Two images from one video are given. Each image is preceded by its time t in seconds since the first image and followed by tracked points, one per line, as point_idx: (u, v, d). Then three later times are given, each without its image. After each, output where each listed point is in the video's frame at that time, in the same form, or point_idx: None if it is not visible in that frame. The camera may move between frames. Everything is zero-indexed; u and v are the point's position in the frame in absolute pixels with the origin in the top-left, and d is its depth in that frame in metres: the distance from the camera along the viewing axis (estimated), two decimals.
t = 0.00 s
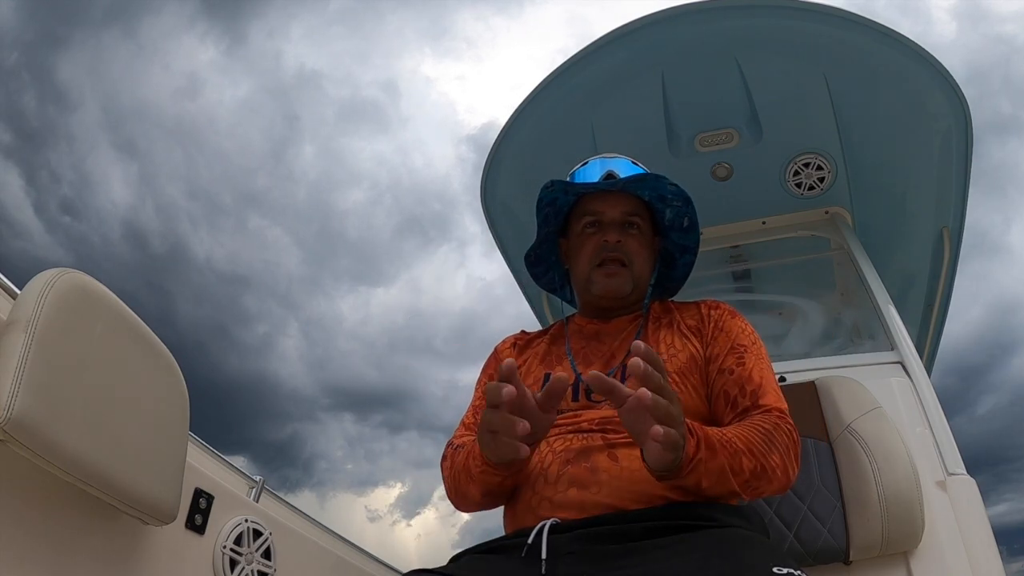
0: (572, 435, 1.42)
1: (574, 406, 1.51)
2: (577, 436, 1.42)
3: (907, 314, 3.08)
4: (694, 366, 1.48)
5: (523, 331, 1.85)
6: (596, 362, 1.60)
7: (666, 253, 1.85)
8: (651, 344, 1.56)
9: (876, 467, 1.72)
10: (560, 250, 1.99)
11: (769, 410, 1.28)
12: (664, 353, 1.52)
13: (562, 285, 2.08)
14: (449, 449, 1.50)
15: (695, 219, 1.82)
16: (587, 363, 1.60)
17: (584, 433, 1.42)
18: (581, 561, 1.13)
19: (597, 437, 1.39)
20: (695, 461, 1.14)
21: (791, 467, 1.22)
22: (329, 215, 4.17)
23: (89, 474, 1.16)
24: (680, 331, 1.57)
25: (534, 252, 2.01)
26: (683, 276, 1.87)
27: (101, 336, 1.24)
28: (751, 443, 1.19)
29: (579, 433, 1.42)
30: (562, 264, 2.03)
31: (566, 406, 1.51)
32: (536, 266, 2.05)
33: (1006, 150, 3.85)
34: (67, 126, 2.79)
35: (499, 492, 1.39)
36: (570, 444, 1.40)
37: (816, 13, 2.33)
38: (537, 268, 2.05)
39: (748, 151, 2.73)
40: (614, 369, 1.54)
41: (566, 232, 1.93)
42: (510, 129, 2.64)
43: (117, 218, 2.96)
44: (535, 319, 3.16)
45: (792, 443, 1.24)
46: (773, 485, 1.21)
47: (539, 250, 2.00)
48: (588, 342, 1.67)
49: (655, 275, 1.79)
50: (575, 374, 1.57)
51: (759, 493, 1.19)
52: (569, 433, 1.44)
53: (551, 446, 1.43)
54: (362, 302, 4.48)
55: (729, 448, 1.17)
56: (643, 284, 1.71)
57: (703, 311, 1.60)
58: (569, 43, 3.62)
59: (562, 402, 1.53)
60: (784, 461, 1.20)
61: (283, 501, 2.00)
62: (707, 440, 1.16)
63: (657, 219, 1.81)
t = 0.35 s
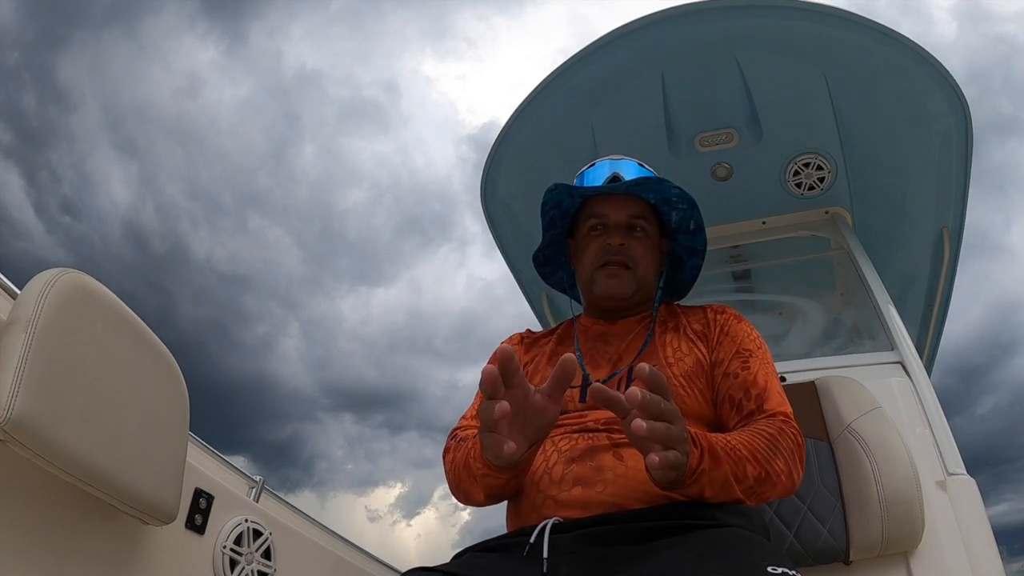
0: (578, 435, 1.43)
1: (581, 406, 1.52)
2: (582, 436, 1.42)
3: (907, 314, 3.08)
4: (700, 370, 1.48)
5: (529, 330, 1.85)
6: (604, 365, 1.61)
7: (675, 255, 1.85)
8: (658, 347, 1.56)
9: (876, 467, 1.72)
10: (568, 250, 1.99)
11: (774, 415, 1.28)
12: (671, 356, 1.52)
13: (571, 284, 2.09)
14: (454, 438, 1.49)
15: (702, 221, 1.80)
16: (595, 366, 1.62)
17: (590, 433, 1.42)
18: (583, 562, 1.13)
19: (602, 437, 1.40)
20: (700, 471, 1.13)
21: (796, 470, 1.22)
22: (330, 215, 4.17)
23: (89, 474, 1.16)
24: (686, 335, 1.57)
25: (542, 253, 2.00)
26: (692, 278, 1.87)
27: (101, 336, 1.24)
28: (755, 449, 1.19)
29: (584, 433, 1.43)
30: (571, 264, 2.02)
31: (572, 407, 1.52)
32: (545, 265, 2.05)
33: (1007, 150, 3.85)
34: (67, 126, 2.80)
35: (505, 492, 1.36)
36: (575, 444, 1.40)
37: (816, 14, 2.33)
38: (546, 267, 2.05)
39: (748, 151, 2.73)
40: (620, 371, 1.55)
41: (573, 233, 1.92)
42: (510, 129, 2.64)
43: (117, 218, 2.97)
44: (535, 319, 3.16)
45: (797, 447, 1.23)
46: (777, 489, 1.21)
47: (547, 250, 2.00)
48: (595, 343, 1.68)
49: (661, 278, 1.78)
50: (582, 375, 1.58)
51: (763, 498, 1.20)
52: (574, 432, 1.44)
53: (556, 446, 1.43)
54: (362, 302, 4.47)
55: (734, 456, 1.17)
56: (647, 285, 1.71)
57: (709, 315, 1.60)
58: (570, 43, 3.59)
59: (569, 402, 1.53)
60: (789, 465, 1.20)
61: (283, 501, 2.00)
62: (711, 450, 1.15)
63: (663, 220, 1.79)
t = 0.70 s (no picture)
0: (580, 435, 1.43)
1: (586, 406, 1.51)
2: (586, 436, 1.42)
3: (907, 314, 3.07)
4: (707, 372, 1.48)
5: (537, 331, 1.85)
6: (610, 364, 1.59)
7: (681, 252, 1.82)
8: (666, 348, 1.55)
9: (875, 467, 1.72)
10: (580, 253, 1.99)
11: (784, 418, 1.28)
12: (678, 358, 1.51)
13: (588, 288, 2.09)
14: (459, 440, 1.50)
15: (702, 215, 1.76)
16: (600, 364, 1.60)
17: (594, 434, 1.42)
18: (583, 562, 1.13)
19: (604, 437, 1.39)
20: (696, 476, 1.15)
21: (804, 473, 1.22)
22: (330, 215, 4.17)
23: (89, 474, 1.16)
24: (694, 337, 1.56)
25: (553, 258, 2.02)
26: (701, 275, 1.83)
27: (101, 335, 1.24)
28: (758, 453, 1.19)
29: (588, 433, 1.43)
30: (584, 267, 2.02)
31: (576, 406, 1.51)
32: (560, 270, 2.06)
33: (1007, 150, 3.85)
34: (68, 126, 2.81)
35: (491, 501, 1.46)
36: (578, 443, 1.40)
37: (816, 13, 2.33)
38: (561, 271, 2.06)
39: (748, 151, 2.73)
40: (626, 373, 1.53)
41: (578, 236, 1.93)
42: (510, 129, 2.64)
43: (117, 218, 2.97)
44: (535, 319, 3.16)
45: (804, 450, 1.23)
46: (786, 492, 1.21)
47: (559, 255, 2.01)
48: (602, 343, 1.66)
49: (666, 276, 1.76)
50: (588, 374, 1.57)
51: (769, 502, 1.20)
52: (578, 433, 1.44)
53: (559, 445, 1.43)
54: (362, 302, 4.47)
55: (736, 460, 1.18)
56: (649, 285, 1.70)
57: (717, 317, 1.60)
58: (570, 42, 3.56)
59: (573, 401, 1.53)
60: (795, 469, 1.20)
61: (284, 500, 2.00)
62: (709, 454, 1.16)
63: (664, 219, 1.78)
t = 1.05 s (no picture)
0: (587, 431, 1.43)
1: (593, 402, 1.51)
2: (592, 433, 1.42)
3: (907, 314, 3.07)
4: (714, 374, 1.48)
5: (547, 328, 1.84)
6: (619, 364, 1.59)
7: (695, 261, 1.80)
8: (675, 349, 1.55)
9: (876, 468, 1.72)
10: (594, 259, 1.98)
11: (788, 423, 1.28)
12: (686, 358, 1.51)
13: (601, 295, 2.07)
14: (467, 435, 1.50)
15: (717, 224, 1.77)
16: (609, 362, 1.60)
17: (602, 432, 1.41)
18: (587, 561, 1.13)
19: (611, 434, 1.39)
20: (689, 474, 1.16)
21: (805, 479, 1.21)
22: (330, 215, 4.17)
23: (89, 473, 1.16)
24: (704, 340, 1.56)
25: (568, 262, 2.01)
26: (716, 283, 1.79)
27: (101, 335, 1.24)
28: (756, 455, 1.19)
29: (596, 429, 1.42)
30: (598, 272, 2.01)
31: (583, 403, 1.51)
32: (574, 274, 2.05)
33: (1007, 151, 3.86)
34: (68, 126, 2.81)
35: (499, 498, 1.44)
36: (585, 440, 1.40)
37: (816, 13, 2.33)
38: (575, 277, 2.05)
39: (748, 151, 2.73)
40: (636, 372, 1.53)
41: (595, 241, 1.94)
42: (510, 129, 2.64)
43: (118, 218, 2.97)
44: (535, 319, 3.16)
45: (807, 455, 1.23)
46: (784, 497, 1.21)
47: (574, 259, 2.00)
48: (613, 342, 1.66)
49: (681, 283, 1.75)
50: (597, 372, 1.56)
51: (767, 504, 1.20)
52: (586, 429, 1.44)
53: (566, 441, 1.43)
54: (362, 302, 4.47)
55: (730, 460, 1.18)
56: (665, 290, 1.69)
57: (727, 323, 1.60)
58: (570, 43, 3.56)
59: (581, 397, 1.52)
60: (795, 474, 1.20)
61: (284, 501, 1.99)
62: (703, 451, 1.18)
63: (680, 227, 1.79)
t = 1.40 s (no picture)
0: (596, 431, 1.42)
1: (601, 403, 1.51)
2: (601, 432, 1.42)
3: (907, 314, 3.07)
4: (723, 380, 1.48)
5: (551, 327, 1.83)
6: (626, 364, 1.58)
7: (703, 268, 1.81)
8: (685, 355, 1.55)
9: (876, 468, 1.72)
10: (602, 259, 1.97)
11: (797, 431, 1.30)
12: (696, 364, 1.51)
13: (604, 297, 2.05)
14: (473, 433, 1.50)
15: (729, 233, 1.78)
16: (616, 362, 1.60)
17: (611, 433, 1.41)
18: (593, 559, 1.13)
19: (620, 435, 1.39)
20: (716, 478, 1.18)
21: (815, 485, 1.24)
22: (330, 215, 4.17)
23: (89, 473, 1.16)
24: (713, 345, 1.56)
25: (576, 261, 2.00)
26: (720, 291, 1.81)
27: (101, 335, 1.24)
28: (772, 461, 1.22)
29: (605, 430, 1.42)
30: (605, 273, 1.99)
31: (592, 403, 1.51)
32: (579, 274, 2.03)
33: (1007, 151, 3.85)
34: (68, 127, 2.82)
35: (514, 497, 1.36)
36: (593, 440, 1.40)
37: (816, 13, 2.33)
38: (580, 276, 2.04)
39: (748, 151, 2.73)
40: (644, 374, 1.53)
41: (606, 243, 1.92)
42: (509, 129, 2.64)
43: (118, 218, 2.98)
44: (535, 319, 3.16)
45: (817, 463, 1.25)
46: (793, 502, 1.24)
47: (582, 259, 1.99)
48: (619, 344, 1.65)
49: (689, 288, 1.75)
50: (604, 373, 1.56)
51: (780, 510, 1.23)
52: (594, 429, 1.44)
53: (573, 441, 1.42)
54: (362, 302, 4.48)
55: (750, 465, 1.20)
56: (673, 293, 1.69)
57: (734, 329, 1.60)
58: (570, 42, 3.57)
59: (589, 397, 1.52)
60: (807, 480, 1.22)
61: (284, 501, 2.00)
62: (729, 458, 1.19)
63: (692, 234, 1.78)
